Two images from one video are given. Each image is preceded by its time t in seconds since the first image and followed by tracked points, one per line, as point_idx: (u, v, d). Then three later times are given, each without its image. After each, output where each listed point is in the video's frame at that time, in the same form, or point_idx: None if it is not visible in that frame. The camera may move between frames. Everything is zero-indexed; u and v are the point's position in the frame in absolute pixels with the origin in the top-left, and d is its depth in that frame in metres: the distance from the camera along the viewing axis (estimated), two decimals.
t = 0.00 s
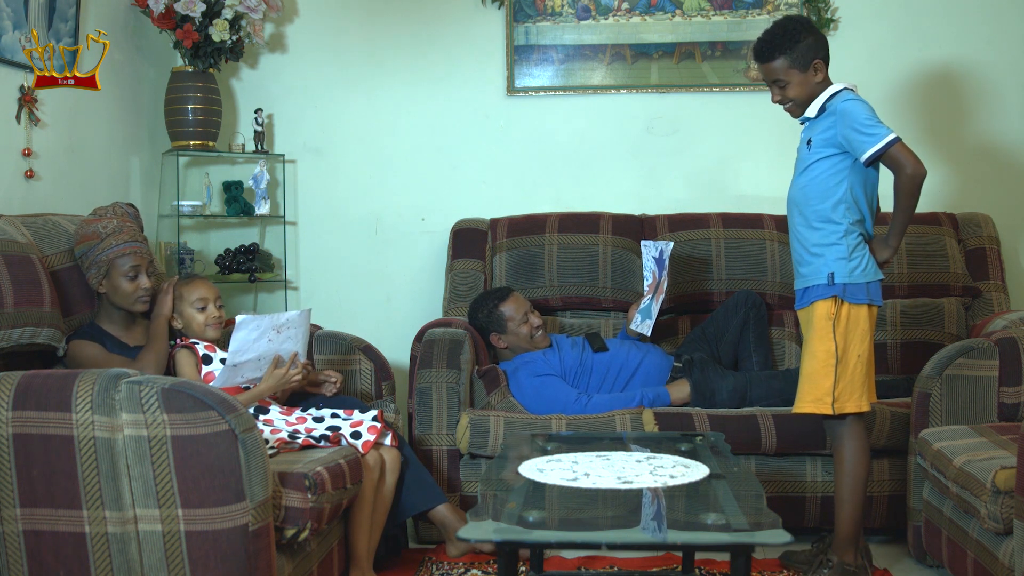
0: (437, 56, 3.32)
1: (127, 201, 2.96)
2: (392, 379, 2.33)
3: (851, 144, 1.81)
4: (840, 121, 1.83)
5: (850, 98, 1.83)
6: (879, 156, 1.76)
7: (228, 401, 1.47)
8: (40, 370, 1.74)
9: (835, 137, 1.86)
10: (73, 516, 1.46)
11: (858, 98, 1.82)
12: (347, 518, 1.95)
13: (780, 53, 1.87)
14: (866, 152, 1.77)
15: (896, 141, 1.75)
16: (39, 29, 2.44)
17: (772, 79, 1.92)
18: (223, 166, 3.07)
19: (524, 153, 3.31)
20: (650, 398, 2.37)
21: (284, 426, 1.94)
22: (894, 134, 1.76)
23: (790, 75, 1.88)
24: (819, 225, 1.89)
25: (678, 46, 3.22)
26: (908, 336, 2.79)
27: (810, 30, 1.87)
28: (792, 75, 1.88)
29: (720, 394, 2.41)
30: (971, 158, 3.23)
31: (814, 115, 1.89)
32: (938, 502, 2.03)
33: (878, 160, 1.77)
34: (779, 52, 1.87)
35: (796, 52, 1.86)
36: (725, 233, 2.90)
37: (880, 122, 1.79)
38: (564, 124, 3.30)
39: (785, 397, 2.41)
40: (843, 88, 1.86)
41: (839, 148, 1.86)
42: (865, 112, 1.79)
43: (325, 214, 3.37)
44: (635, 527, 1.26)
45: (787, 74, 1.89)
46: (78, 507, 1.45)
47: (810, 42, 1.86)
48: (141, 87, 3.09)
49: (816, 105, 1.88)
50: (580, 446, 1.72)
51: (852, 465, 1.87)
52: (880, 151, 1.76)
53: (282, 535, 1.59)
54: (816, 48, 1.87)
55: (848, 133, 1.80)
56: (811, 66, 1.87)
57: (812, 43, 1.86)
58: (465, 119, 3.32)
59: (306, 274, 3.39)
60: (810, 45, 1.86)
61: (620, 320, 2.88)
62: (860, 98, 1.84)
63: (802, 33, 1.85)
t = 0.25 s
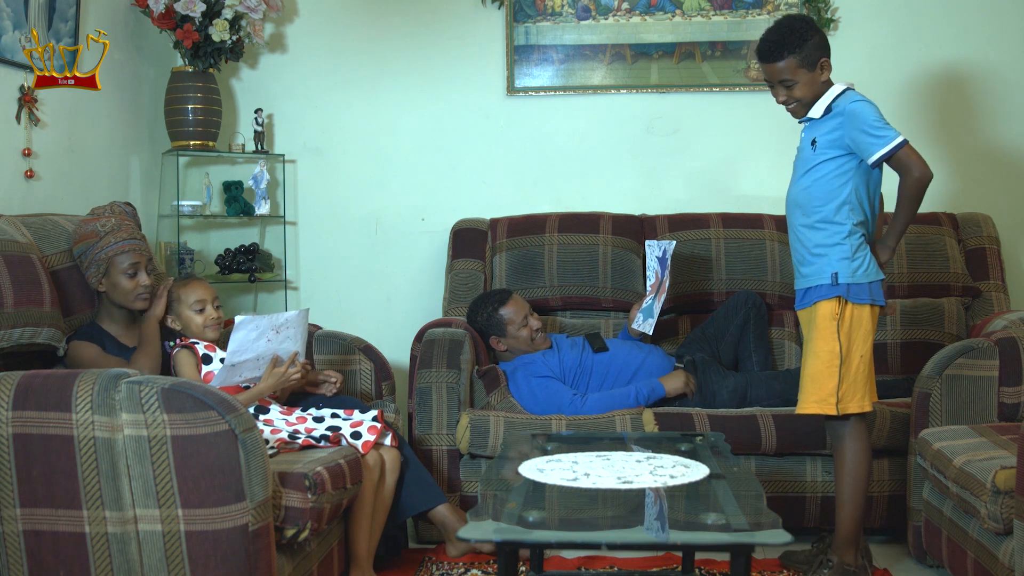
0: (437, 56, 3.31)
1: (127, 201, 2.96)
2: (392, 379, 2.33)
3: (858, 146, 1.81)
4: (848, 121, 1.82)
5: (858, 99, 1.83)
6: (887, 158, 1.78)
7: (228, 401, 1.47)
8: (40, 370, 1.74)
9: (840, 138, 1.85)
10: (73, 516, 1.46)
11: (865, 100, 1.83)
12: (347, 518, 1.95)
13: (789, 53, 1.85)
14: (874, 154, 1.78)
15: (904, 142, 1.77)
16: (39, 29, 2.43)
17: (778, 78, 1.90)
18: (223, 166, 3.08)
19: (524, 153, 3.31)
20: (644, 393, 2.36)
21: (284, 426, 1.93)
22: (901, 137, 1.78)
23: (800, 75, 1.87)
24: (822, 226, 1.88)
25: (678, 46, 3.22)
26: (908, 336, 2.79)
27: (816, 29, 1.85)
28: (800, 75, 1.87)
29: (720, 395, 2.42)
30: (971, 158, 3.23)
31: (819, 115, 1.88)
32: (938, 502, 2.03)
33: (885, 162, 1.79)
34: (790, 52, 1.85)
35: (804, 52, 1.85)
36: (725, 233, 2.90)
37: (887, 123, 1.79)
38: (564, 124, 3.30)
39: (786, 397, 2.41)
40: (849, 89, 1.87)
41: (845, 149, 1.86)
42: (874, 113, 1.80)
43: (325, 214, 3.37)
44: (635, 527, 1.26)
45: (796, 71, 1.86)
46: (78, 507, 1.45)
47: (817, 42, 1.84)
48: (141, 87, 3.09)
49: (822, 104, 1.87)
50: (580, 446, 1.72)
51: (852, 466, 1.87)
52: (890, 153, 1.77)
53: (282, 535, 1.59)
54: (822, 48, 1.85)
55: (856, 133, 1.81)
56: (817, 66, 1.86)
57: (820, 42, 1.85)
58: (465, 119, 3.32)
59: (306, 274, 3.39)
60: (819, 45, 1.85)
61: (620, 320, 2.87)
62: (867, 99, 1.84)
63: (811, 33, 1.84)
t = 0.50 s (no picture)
0: (437, 56, 3.31)
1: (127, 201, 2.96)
2: (392, 379, 2.33)
3: (865, 148, 1.81)
4: (854, 123, 1.82)
5: (866, 100, 1.82)
6: (895, 161, 1.78)
7: (228, 400, 1.47)
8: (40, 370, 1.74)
9: (845, 140, 1.85)
10: (73, 516, 1.46)
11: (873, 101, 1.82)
12: (347, 519, 1.95)
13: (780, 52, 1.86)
14: (882, 157, 1.78)
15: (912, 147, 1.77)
16: (39, 29, 2.44)
17: (772, 78, 1.90)
18: (223, 166, 3.07)
19: (524, 153, 3.31)
20: (645, 385, 2.34)
21: (284, 426, 1.93)
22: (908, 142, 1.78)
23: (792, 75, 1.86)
24: (825, 227, 1.89)
25: (678, 46, 3.22)
26: (908, 336, 2.79)
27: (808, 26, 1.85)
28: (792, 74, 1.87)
29: (720, 395, 2.42)
30: (971, 158, 3.23)
31: (824, 116, 1.87)
32: (938, 502, 2.03)
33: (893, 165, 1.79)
34: (781, 52, 1.85)
35: (794, 49, 1.85)
36: (725, 233, 2.89)
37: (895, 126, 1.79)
38: (564, 124, 3.30)
39: (786, 397, 2.41)
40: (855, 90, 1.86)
41: (849, 151, 1.86)
42: (881, 116, 1.79)
43: (325, 214, 3.37)
44: (634, 527, 1.26)
45: (787, 71, 1.86)
46: (78, 507, 1.45)
47: (809, 39, 1.84)
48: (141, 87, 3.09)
49: (829, 104, 1.86)
50: (581, 446, 1.72)
51: (852, 466, 1.87)
52: (898, 157, 1.77)
53: (282, 535, 1.59)
54: (814, 45, 1.85)
55: (863, 135, 1.80)
56: (810, 63, 1.85)
57: (811, 40, 1.84)
58: (465, 119, 3.32)
59: (306, 274, 3.39)
60: (810, 43, 1.84)
61: (621, 320, 2.87)
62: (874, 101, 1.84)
63: (801, 31, 1.84)
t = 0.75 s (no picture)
0: (437, 56, 3.31)
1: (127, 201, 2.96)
2: (392, 379, 2.33)
3: (865, 150, 1.80)
4: (855, 125, 1.82)
5: (869, 102, 1.82)
6: (895, 166, 1.78)
7: (228, 401, 1.47)
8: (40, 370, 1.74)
9: (846, 141, 1.85)
10: (73, 516, 1.46)
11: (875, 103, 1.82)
12: (347, 519, 1.95)
13: (765, 48, 1.91)
14: (882, 161, 1.78)
15: (912, 152, 1.77)
16: (39, 29, 2.44)
17: (767, 76, 1.95)
18: (223, 166, 3.08)
19: (524, 153, 3.31)
20: (637, 372, 2.33)
21: (284, 426, 1.93)
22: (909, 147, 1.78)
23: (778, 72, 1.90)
24: (827, 229, 1.89)
25: (678, 46, 3.22)
26: (908, 336, 2.79)
27: (797, 23, 1.89)
28: (779, 71, 1.91)
29: (720, 395, 2.41)
30: (971, 158, 3.23)
31: (825, 118, 1.87)
32: (937, 502, 2.03)
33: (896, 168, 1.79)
34: (767, 49, 1.91)
35: (778, 46, 1.89)
36: (725, 233, 2.89)
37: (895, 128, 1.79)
38: (564, 124, 3.30)
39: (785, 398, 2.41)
40: (856, 91, 1.85)
41: (851, 153, 1.85)
42: (882, 118, 1.79)
43: (325, 214, 3.37)
44: (634, 527, 1.25)
45: (773, 68, 1.91)
46: (78, 508, 1.45)
47: (796, 35, 1.88)
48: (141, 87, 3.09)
49: (831, 105, 1.86)
50: (580, 446, 1.72)
51: (852, 466, 1.87)
52: (897, 161, 1.77)
53: (282, 535, 1.59)
54: (800, 41, 1.87)
55: (864, 138, 1.80)
56: (795, 59, 1.88)
57: (797, 36, 1.87)
58: (465, 119, 3.32)
59: (306, 274, 3.39)
60: (796, 39, 1.87)
61: (620, 320, 2.87)
62: (877, 102, 1.83)
63: (786, 27, 1.88)
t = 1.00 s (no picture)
0: (437, 56, 3.31)
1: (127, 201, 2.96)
2: (392, 379, 2.33)
3: (862, 155, 1.80)
4: (854, 126, 1.81)
5: (870, 106, 1.82)
6: (885, 177, 1.78)
7: (228, 401, 1.47)
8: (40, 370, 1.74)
9: (845, 142, 1.85)
10: (73, 516, 1.46)
11: (877, 107, 1.82)
12: (347, 519, 1.95)
13: (766, 45, 1.93)
14: (873, 170, 1.79)
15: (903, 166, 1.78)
16: (39, 29, 2.43)
17: (769, 73, 1.96)
18: (223, 166, 3.08)
19: (524, 153, 3.31)
20: (645, 360, 2.31)
21: (284, 426, 1.93)
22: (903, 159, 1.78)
23: (777, 68, 1.91)
24: (825, 230, 1.88)
25: (678, 46, 3.22)
26: (908, 336, 2.79)
27: (796, 19, 1.90)
28: (779, 67, 1.92)
29: (720, 394, 2.41)
30: (972, 158, 3.23)
31: (824, 116, 1.88)
32: (937, 502, 2.03)
33: (888, 179, 1.79)
34: (767, 46, 1.92)
35: (777, 42, 1.90)
36: (725, 233, 2.90)
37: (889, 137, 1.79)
38: (564, 124, 3.30)
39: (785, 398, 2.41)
40: (856, 90, 1.85)
41: (849, 153, 1.85)
42: (878, 125, 1.79)
43: (325, 214, 3.37)
44: (634, 527, 1.25)
45: (773, 64, 1.92)
46: (78, 507, 1.45)
47: (794, 30, 1.89)
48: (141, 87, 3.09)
49: (832, 106, 1.86)
50: (580, 446, 1.72)
51: (852, 467, 1.87)
52: (888, 173, 1.77)
53: (282, 535, 1.59)
54: (797, 37, 1.88)
55: (862, 142, 1.80)
56: (792, 55, 1.89)
57: (795, 32, 1.88)
58: (465, 119, 3.32)
59: (306, 274, 3.39)
60: (794, 35, 1.88)
61: (620, 319, 2.88)
62: (876, 104, 1.83)
63: (784, 23, 1.90)
